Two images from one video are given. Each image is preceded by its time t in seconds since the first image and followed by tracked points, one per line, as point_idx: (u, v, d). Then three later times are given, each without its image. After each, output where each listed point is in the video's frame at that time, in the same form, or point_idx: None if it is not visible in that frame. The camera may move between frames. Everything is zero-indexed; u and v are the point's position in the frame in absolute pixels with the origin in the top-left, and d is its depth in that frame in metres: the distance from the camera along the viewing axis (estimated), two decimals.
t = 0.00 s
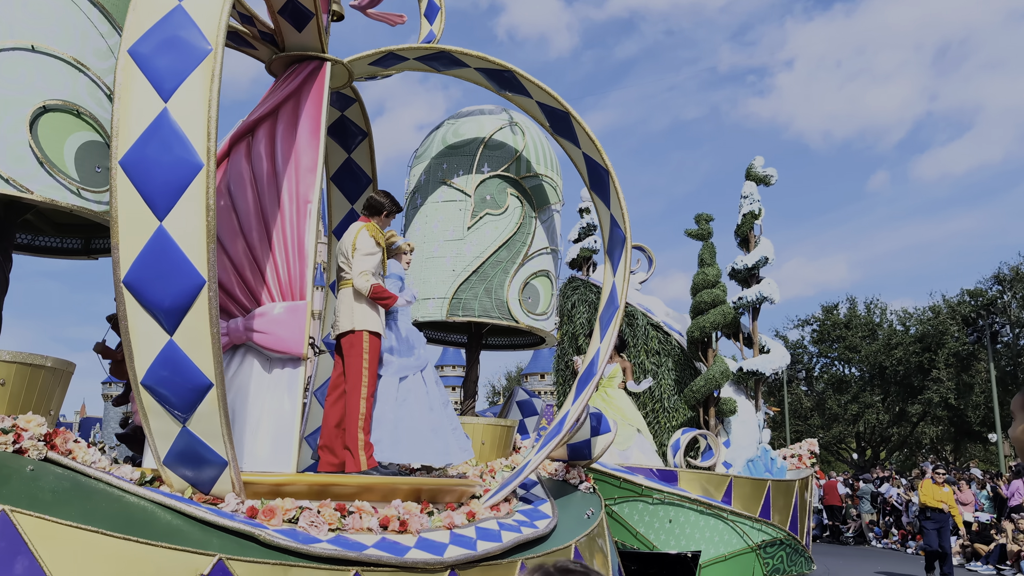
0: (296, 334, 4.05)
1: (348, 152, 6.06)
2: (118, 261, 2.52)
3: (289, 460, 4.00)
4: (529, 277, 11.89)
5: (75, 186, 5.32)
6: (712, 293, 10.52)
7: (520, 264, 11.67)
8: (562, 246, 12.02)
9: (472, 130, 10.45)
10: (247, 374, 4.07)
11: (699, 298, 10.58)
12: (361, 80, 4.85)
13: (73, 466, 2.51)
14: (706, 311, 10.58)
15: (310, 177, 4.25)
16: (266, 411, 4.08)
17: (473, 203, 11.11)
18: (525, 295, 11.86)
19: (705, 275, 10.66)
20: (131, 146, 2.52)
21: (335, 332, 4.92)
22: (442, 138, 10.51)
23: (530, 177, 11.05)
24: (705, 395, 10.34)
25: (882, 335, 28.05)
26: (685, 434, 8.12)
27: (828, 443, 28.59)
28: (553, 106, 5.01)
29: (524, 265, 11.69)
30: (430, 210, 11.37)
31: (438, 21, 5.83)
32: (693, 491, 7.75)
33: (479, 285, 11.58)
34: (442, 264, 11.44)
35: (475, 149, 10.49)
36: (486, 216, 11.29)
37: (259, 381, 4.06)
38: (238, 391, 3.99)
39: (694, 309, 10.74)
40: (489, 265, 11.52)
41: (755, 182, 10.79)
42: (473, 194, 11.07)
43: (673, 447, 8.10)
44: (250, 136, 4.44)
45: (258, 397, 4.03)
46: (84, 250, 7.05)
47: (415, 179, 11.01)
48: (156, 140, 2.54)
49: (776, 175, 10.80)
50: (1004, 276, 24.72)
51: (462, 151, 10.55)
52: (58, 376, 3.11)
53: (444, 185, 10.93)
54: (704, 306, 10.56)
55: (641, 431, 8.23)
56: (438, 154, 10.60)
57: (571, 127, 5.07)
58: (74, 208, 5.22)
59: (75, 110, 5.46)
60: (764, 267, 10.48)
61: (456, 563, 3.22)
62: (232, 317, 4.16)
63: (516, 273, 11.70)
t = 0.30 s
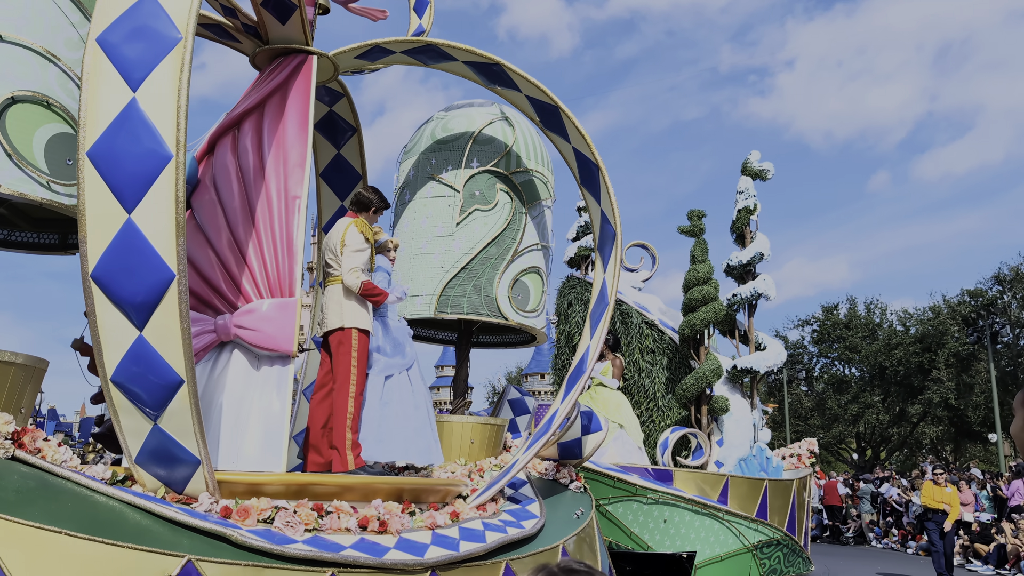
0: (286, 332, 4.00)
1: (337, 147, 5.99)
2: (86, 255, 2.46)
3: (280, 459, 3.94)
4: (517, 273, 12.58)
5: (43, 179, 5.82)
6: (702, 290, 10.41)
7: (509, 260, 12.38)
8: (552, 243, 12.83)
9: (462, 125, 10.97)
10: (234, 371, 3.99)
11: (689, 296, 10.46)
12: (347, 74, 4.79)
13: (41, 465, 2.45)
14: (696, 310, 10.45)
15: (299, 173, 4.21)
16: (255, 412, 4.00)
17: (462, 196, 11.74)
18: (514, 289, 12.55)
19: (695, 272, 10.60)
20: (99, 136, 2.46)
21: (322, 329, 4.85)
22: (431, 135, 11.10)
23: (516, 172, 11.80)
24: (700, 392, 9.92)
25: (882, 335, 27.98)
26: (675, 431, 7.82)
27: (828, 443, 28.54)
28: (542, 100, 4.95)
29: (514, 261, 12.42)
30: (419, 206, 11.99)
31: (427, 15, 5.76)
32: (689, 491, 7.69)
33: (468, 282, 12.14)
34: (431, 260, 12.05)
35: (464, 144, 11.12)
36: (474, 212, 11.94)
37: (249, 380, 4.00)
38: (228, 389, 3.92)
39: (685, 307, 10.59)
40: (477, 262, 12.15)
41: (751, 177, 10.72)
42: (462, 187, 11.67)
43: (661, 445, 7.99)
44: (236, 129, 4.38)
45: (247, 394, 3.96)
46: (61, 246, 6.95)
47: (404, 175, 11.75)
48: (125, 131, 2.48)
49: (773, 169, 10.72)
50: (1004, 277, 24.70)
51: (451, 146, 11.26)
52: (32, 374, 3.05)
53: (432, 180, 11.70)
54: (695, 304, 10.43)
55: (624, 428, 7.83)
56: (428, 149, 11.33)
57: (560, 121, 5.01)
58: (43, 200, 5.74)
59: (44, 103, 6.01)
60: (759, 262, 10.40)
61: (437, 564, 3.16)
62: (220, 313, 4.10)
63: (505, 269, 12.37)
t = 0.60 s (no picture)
0: (275, 329, 3.95)
1: (325, 143, 5.94)
2: (52, 247, 2.40)
3: (269, 459, 3.89)
4: (507, 270, 12.44)
5: (12, 170, 6.57)
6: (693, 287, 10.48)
7: (499, 256, 12.37)
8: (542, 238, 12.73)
9: (450, 120, 11.00)
10: (220, 369, 3.90)
11: (680, 292, 10.56)
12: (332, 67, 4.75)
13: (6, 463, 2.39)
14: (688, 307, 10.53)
15: (287, 168, 4.16)
16: (242, 410, 3.92)
17: (450, 194, 11.67)
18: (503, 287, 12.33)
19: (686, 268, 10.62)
20: (62, 126, 2.40)
21: (307, 326, 4.79)
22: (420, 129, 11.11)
23: (513, 169, 11.66)
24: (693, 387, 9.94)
25: (882, 335, 27.94)
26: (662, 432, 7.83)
27: (827, 444, 28.47)
28: (531, 94, 4.89)
29: (502, 257, 12.38)
30: (407, 202, 11.95)
31: (416, 9, 5.70)
32: (683, 491, 7.63)
33: (456, 278, 12.04)
34: (418, 258, 12.00)
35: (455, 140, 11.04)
36: (463, 207, 11.94)
37: (237, 377, 3.93)
38: (217, 386, 3.85)
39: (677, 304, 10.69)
40: (465, 258, 12.07)
41: (747, 172, 10.64)
42: (451, 184, 11.58)
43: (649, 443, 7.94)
44: (220, 123, 4.30)
45: (235, 394, 3.90)
46: (38, 241, 6.92)
47: (392, 170, 11.59)
48: (92, 122, 2.42)
49: (769, 164, 10.66)
50: (1004, 277, 24.69)
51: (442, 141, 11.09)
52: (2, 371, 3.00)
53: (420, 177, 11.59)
54: (686, 301, 10.54)
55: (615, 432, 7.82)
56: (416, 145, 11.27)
57: (549, 115, 4.95)
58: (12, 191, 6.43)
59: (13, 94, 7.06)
60: (754, 259, 10.34)
61: (416, 564, 3.09)
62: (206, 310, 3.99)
63: (494, 265, 12.30)
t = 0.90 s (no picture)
0: (265, 328, 3.83)
1: (314, 139, 5.87)
2: (15, 241, 2.35)
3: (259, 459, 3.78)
4: (496, 265, 12.27)
5: None
6: (683, 284, 10.37)
7: (487, 253, 12.13)
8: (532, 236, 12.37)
9: (439, 114, 10.29)
10: (208, 367, 3.79)
11: (670, 290, 10.47)
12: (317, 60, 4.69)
13: None
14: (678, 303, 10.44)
15: (275, 163, 4.10)
16: (231, 409, 3.81)
17: (439, 190, 11.53)
18: (492, 283, 12.12)
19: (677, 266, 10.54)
20: (25, 115, 2.35)
21: (293, 324, 4.72)
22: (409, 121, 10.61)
23: (505, 165, 11.18)
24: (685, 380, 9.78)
25: (882, 335, 27.87)
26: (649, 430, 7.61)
27: (827, 444, 28.42)
28: (519, 87, 4.83)
29: (491, 254, 12.16)
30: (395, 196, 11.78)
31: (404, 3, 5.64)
32: (678, 491, 7.58)
33: (445, 275, 11.90)
34: (406, 255, 11.79)
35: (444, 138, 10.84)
36: (451, 203, 11.69)
37: (225, 375, 3.82)
38: (203, 384, 3.74)
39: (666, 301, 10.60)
40: (453, 254, 11.89)
41: (743, 167, 10.57)
42: (440, 179, 11.46)
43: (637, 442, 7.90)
44: (204, 116, 4.21)
45: (223, 393, 3.78)
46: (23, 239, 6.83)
47: (379, 164, 11.20)
48: (57, 112, 2.37)
49: (765, 158, 10.59)
50: (1004, 277, 24.64)
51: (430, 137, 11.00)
52: None
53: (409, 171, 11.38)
54: (676, 298, 10.44)
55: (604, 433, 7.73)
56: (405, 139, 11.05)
57: (538, 108, 4.88)
58: None
59: None
60: (749, 255, 10.27)
61: (395, 566, 3.03)
62: (192, 307, 3.90)
63: (482, 262, 12.09)
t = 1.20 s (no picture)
0: (253, 325, 3.78)
1: (302, 134, 5.82)
2: None
3: (246, 457, 3.72)
4: (484, 262, 10.24)
5: None
6: (673, 281, 10.38)
7: (476, 248, 10.13)
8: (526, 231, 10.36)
9: (426, 109, 9.59)
10: (195, 365, 3.73)
11: (660, 286, 10.47)
12: (300, 52, 4.65)
13: None
14: (669, 300, 10.44)
15: (262, 159, 4.04)
16: (217, 408, 3.74)
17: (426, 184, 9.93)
18: (480, 281, 10.21)
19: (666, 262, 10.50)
20: None
21: (277, 321, 4.65)
22: (395, 118, 9.76)
23: (494, 158, 9.73)
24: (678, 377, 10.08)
25: (882, 335, 27.80)
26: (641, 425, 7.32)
27: (827, 444, 28.32)
28: (506, 81, 4.77)
29: (480, 249, 10.13)
30: (382, 191, 10.28)
31: None
32: (673, 490, 7.53)
33: (431, 271, 10.12)
34: (391, 251, 10.13)
35: (430, 128, 9.50)
36: (438, 197, 10.05)
37: (210, 373, 3.75)
38: (188, 382, 3.67)
39: (658, 297, 10.61)
40: (440, 251, 10.05)
41: (737, 161, 10.51)
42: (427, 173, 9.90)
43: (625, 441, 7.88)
44: (189, 109, 4.14)
45: (211, 391, 3.72)
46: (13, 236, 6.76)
47: (366, 159, 10.02)
48: (16, 100, 2.31)
49: (760, 152, 10.54)
50: (1004, 277, 24.57)
51: (417, 129, 9.59)
52: None
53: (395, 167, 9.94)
54: (666, 295, 10.44)
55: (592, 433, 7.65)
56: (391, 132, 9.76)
57: (525, 101, 4.83)
58: None
59: None
60: (741, 250, 10.22)
61: (372, 567, 2.97)
62: (177, 304, 3.80)
63: (470, 259, 10.15)
